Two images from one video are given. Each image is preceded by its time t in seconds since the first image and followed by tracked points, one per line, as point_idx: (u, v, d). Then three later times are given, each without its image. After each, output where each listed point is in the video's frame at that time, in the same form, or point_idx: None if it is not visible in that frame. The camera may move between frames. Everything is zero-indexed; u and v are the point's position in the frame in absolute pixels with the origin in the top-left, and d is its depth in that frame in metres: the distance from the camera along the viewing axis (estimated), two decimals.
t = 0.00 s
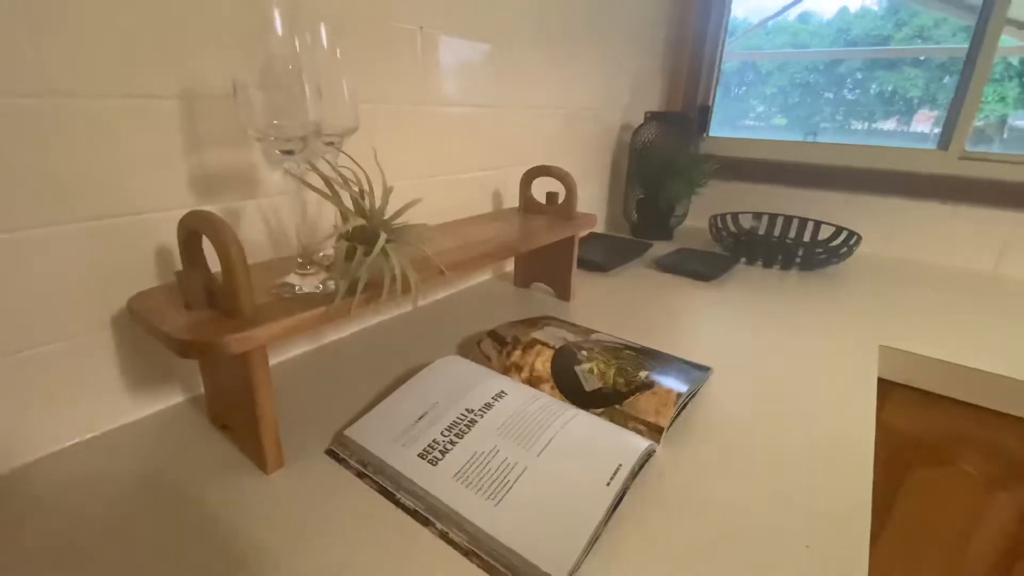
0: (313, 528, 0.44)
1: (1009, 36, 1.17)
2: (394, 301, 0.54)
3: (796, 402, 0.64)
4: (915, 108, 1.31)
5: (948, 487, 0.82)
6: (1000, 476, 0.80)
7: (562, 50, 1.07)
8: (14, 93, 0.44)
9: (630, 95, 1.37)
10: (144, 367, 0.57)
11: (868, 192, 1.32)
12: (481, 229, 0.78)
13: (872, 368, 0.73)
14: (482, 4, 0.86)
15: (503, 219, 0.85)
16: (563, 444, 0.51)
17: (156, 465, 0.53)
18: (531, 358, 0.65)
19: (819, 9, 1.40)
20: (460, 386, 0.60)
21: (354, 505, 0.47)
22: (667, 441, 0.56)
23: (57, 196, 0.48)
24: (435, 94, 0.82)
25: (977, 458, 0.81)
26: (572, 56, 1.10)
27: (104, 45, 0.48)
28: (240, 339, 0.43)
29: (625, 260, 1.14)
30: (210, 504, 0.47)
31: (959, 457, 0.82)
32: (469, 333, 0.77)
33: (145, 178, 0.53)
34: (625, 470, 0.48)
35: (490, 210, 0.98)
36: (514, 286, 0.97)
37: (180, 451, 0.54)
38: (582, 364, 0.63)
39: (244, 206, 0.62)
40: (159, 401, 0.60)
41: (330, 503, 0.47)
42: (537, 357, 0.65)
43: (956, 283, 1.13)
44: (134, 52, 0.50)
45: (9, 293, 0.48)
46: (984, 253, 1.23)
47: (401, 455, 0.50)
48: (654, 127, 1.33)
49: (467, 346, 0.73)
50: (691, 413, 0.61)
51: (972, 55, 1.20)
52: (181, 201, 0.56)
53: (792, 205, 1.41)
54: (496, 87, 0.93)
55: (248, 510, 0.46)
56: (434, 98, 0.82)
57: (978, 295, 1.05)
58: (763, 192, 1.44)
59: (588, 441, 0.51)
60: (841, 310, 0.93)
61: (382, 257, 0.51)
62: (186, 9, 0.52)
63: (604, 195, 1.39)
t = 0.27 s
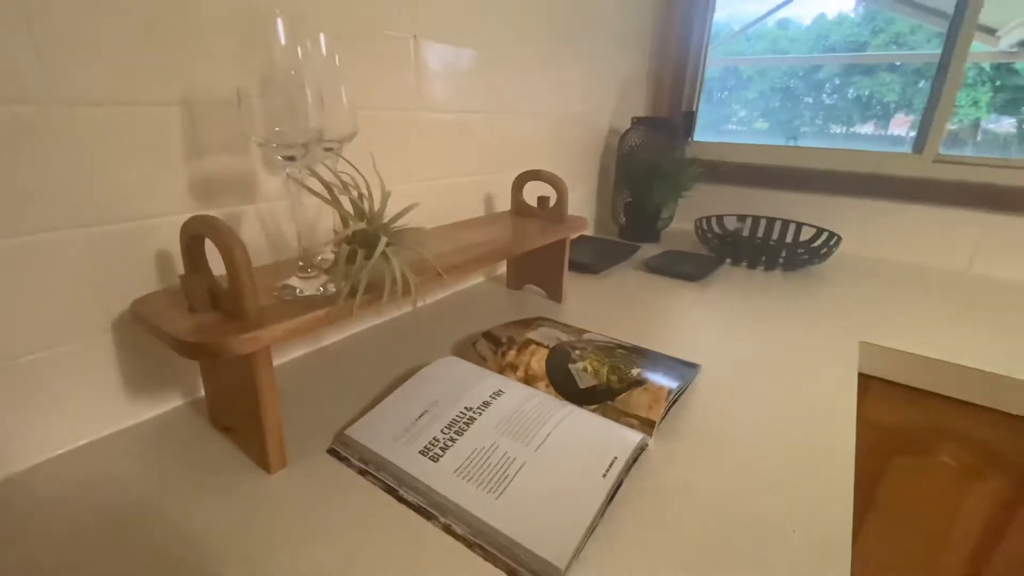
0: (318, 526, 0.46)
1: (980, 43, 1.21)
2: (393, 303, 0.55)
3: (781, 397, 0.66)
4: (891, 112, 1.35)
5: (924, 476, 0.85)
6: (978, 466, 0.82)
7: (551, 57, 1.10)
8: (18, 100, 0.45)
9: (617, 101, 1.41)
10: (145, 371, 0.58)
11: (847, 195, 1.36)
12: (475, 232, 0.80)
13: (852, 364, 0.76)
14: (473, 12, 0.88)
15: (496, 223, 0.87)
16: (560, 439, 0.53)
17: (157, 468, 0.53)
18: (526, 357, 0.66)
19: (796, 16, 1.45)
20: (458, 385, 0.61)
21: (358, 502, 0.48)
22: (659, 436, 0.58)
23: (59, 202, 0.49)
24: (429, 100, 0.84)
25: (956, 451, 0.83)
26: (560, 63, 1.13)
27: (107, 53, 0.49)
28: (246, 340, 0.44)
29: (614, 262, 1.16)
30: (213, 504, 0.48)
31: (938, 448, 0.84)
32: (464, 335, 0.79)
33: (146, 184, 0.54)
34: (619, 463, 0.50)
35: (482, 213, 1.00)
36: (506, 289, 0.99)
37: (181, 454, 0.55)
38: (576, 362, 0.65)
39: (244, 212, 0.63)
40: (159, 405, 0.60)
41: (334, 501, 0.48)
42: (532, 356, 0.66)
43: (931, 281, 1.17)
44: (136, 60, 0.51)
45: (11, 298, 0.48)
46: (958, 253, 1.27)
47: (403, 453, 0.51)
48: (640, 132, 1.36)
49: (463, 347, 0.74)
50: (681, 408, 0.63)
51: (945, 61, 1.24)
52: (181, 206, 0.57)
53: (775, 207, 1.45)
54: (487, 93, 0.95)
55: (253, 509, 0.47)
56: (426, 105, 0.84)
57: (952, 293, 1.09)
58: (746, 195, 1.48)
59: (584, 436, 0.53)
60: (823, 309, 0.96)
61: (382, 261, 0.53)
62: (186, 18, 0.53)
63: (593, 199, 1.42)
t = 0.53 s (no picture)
0: (323, 522, 0.47)
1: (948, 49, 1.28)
2: (391, 305, 0.57)
3: (764, 392, 0.69)
4: (866, 117, 1.41)
5: (900, 465, 0.89)
6: (950, 454, 0.86)
7: (538, 65, 1.12)
8: (21, 108, 0.46)
9: (602, 107, 1.44)
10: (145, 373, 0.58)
11: (823, 198, 1.41)
12: (468, 236, 0.82)
13: (830, 359, 0.80)
14: (463, 21, 0.90)
15: (487, 227, 0.89)
16: (555, 434, 0.55)
17: (158, 471, 0.54)
18: (520, 356, 0.68)
19: (773, 23, 1.50)
20: (454, 384, 0.63)
21: (361, 499, 0.49)
22: (649, 430, 0.60)
23: (61, 207, 0.49)
24: (420, 107, 0.86)
25: (929, 441, 0.87)
26: (547, 70, 1.16)
27: (108, 61, 0.50)
28: (251, 341, 0.45)
29: (601, 264, 1.19)
30: (217, 504, 0.49)
31: (913, 439, 0.88)
32: (458, 336, 0.80)
33: (146, 189, 0.55)
34: (613, 455, 0.52)
35: (472, 218, 1.02)
36: (497, 292, 1.01)
37: (182, 456, 0.55)
38: (568, 361, 0.67)
39: (242, 217, 0.64)
40: (157, 409, 0.60)
41: (338, 499, 0.49)
42: (525, 356, 0.68)
43: (904, 280, 1.22)
44: (136, 68, 0.52)
45: (13, 303, 0.49)
46: (930, 252, 1.33)
47: (403, 450, 0.53)
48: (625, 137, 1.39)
49: (458, 348, 0.76)
50: (669, 404, 0.65)
51: (915, 68, 1.29)
52: (180, 212, 0.58)
53: (755, 210, 1.50)
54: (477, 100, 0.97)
55: (257, 508, 0.48)
56: (418, 112, 0.86)
57: (923, 291, 1.14)
58: (728, 198, 1.52)
59: (579, 430, 0.55)
60: (802, 308, 1.00)
61: (381, 264, 0.54)
62: (186, 27, 0.55)
63: (580, 203, 1.45)
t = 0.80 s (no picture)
0: (324, 518, 0.48)
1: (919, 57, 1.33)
2: (387, 306, 0.58)
3: (747, 387, 0.72)
4: (844, 121, 1.45)
5: (875, 456, 0.92)
6: (924, 445, 0.89)
7: (524, 71, 1.15)
8: (21, 115, 0.46)
9: (587, 112, 1.47)
10: (142, 377, 0.59)
11: (801, 200, 1.46)
12: (459, 239, 0.84)
13: (809, 355, 0.83)
14: (452, 29, 0.92)
15: (477, 230, 0.91)
16: (548, 429, 0.57)
17: (156, 473, 0.54)
18: (512, 355, 0.70)
19: (751, 31, 1.55)
20: (449, 383, 0.65)
21: (360, 495, 0.50)
22: (638, 424, 0.62)
23: (59, 213, 0.50)
24: (411, 113, 0.88)
25: (905, 432, 0.90)
26: (534, 76, 1.19)
27: (106, 70, 0.51)
28: (252, 342, 0.46)
29: (589, 266, 1.22)
30: (218, 504, 0.50)
31: (889, 431, 0.91)
32: (451, 338, 0.82)
33: (143, 195, 0.55)
34: (604, 447, 0.54)
35: (462, 221, 1.04)
36: (487, 294, 1.02)
37: (180, 458, 0.56)
38: (559, 359, 0.69)
39: (237, 222, 0.65)
40: (154, 413, 0.61)
41: (338, 496, 0.50)
42: (518, 355, 0.70)
43: (880, 278, 1.26)
44: (134, 76, 0.53)
45: (11, 307, 0.49)
46: (903, 252, 1.38)
47: (401, 448, 0.54)
48: (610, 142, 1.42)
49: (451, 349, 0.77)
50: (657, 399, 0.68)
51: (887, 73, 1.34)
52: (177, 217, 0.59)
53: (737, 212, 1.54)
54: (465, 105, 0.99)
55: (258, 506, 0.49)
56: (409, 117, 0.88)
57: (897, 289, 1.19)
58: (710, 201, 1.56)
59: (571, 425, 0.57)
60: (783, 306, 1.03)
61: (378, 267, 0.56)
62: (183, 36, 0.56)
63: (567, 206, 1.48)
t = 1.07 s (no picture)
0: (324, 509, 0.50)
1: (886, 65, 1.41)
2: (381, 306, 0.60)
3: (724, 379, 0.76)
4: (816, 127, 1.52)
5: (846, 445, 0.97)
6: (892, 434, 0.94)
7: (508, 79, 1.18)
8: (24, 123, 0.48)
9: (569, 119, 1.51)
10: (141, 378, 0.60)
11: (774, 203, 1.52)
12: (447, 241, 0.86)
13: (782, 349, 0.87)
14: (439, 40, 0.96)
15: (464, 233, 0.94)
16: (537, 420, 0.60)
17: (156, 471, 0.55)
18: (501, 353, 0.73)
19: (726, 39, 1.62)
20: (441, 381, 0.67)
21: (358, 487, 0.52)
22: (621, 415, 0.66)
23: (60, 218, 0.51)
24: (399, 120, 0.90)
25: (874, 421, 0.94)
26: (517, 84, 1.22)
27: (107, 79, 0.52)
28: (255, 339, 0.48)
29: (573, 268, 1.25)
30: (219, 499, 0.51)
31: (860, 421, 0.95)
32: (440, 338, 0.84)
33: (141, 200, 0.57)
34: (590, 436, 0.58)
35: (449, 225, 1.07)
36: (474, 296, 1.05)
37: (178, 457, 0.57)
38: (545, 355, 0.72)
39: (231, 226, 0.66)
40: (150, 414, 0.62)
41: (337, 489, 0.52)
42: (506, 352, 0.73)
43: (849, 277, 1.33)
44: (133, 85, 0.54)
45: (12, 310, 0.50)
46: (870, 251, 1.45)
47: (397, 441, 0.57)
48: (590, 148, 1.47)
49: (440, 348, 0.80)
50: (639, 392, 0.71)
51: (851, 81, 1.42)
52: (174, 221, 0.60)
53: (713, 215, 1.59)
54: (451, 113, 1.03)
55: (259, 500, 0.51)
56: (398, 124, 0.90)
57: (863, 286, 1.25)
58: (688, 205, 1.62)
59: (558, 416, 0.60)
60: (758, 304, 1.08)
61: (373, 269, 0.59)
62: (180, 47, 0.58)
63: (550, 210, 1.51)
